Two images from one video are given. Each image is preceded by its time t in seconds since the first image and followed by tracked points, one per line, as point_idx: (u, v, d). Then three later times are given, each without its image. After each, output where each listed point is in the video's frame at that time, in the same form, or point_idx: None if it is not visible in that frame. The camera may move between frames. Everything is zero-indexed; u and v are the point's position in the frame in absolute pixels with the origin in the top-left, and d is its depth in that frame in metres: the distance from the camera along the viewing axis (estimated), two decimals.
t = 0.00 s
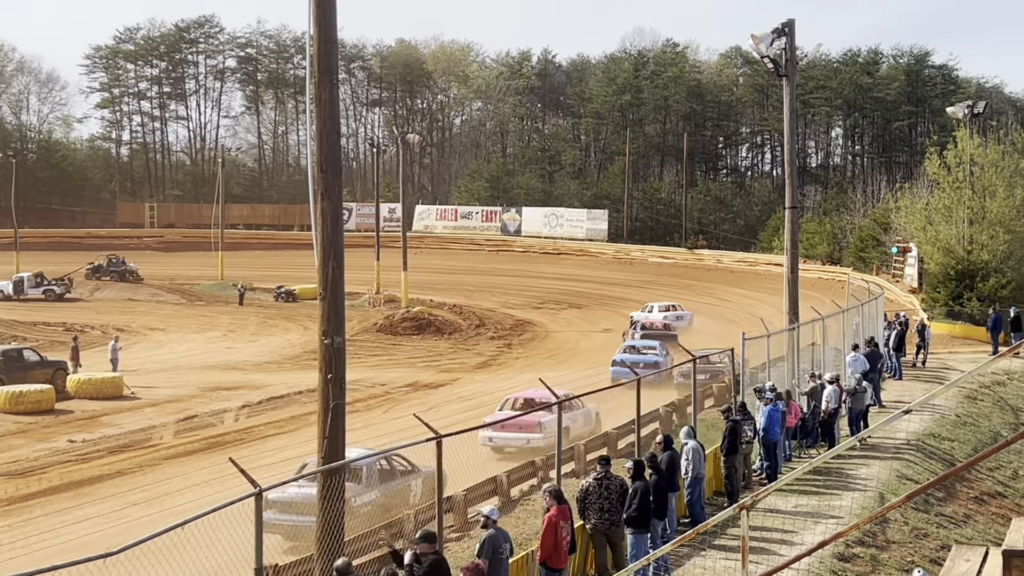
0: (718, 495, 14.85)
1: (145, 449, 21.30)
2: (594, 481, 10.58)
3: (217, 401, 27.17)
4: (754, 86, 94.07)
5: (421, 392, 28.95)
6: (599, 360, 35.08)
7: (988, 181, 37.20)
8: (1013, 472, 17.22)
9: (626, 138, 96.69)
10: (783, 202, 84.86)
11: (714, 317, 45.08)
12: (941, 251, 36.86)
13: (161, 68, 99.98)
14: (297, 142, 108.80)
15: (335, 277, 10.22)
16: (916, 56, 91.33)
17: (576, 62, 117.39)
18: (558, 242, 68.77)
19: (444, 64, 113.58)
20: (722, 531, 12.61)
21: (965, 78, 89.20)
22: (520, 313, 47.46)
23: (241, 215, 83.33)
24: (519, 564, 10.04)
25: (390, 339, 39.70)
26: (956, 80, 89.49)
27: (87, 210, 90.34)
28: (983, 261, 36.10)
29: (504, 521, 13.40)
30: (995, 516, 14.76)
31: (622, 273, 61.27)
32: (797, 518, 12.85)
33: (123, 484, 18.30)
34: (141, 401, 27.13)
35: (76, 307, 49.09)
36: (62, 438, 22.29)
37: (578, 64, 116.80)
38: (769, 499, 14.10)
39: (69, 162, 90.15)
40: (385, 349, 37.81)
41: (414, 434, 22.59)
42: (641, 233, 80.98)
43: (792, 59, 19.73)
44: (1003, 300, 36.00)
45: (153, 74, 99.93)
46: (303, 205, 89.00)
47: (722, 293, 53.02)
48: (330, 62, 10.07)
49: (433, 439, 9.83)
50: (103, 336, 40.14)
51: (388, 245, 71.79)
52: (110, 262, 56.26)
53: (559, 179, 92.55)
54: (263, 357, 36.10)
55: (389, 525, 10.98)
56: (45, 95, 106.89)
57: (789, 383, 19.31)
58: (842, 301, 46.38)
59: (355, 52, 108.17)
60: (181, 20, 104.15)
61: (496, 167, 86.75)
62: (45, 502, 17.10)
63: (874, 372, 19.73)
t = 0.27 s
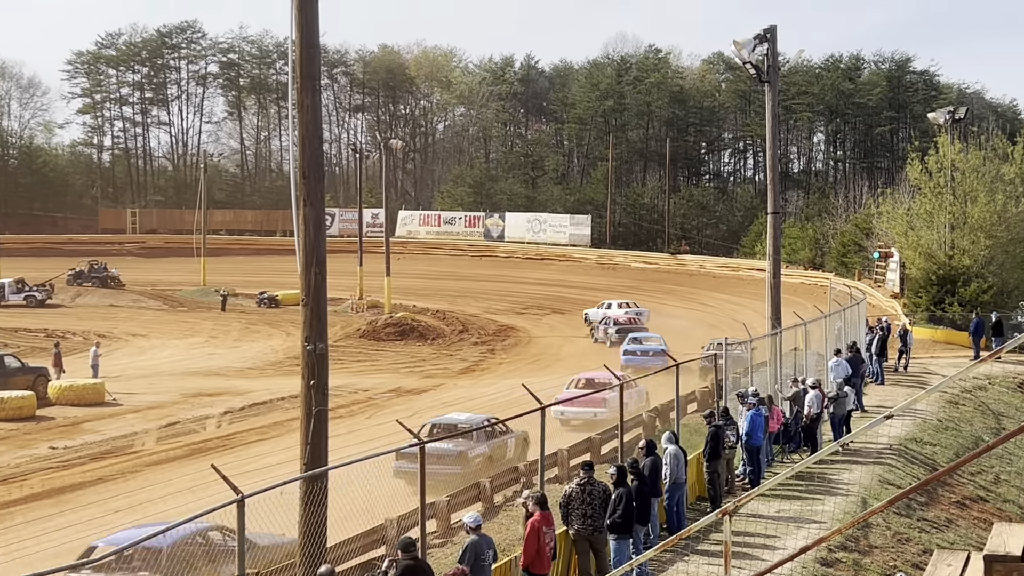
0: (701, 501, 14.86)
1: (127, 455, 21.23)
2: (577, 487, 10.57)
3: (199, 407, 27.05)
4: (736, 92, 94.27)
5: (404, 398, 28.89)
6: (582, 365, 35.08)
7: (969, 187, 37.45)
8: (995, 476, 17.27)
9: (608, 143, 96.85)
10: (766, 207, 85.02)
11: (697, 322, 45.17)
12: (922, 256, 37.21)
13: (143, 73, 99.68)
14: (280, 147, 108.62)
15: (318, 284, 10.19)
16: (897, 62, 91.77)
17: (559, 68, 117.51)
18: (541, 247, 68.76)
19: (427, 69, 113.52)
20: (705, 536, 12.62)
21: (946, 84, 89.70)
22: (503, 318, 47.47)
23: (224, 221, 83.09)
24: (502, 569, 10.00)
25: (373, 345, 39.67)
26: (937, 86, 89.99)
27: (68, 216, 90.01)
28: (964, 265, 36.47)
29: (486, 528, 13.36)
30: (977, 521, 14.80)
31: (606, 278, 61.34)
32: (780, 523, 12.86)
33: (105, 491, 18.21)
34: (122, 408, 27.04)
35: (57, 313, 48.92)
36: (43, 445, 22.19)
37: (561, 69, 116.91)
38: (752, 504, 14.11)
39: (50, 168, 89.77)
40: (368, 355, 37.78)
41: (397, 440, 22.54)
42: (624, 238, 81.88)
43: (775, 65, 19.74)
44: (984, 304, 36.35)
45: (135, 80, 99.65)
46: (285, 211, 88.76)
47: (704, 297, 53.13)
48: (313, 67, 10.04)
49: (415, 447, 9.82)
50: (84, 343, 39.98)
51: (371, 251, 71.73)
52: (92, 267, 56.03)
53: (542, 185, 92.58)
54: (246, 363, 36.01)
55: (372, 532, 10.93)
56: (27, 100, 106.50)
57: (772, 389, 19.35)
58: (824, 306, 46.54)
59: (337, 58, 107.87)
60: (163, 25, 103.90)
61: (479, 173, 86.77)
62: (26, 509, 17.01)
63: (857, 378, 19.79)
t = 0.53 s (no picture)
0: (690, 504, 14.86)
1: (115, 460, 21.18)
2: (565, 490, 10.57)
3: (187, 412, 26.97)
4: (724, 96, 95.14)
5: (393, 402, 28.86)
6: (571, 369, 35.09)
7: (957, 191, 37.46)
8: (982, 479, 17.32)
9: (597, 147, 96.97)
10: (753, 210, 85.24)
11: (686, 325, 45.24)
12: (909, 259, 37.16)
13: (130, 77, 99.55)
14: (268, 151, 108.56)
15: (307, 288, 10.18)
16: (884, 66, 92.12)
17: (547, 72, 117.72)
18: (530, 251, 68.77)
19: (416, 73, 113.57)
20: (694, 540, 12.62)
21: (933, 88, 90.01)
22: (492, 322, 47.49)
23: (211, 224, 82.99)
24: (490, 571, 9.97)
25: (361, 349, 39.64)
26: (925, 90, 90.20)
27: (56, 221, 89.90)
28: (952, 269, 36.38)
29: (475, 531, 13.33)
30: (964, 523, 14.82)
31: (594, 282, 61.41)
32: (768, 526, 12.88)
33: (93, 496, 18.12)
34: (110, 412, 26.96)
35: (44, 318, 48.78)
36: (31, 449, 22.11)
37: (549, 73, 117.13)
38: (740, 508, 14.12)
39: (37, 172, 89.61)
40: (357, 359, 37.76)
41: (386, 444, 22.49)
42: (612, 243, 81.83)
43: (762, 69, 19.78)
44: (972, 308, 36.29)
45: (123, 83, 99.43)
46: (273, 215, 88.70)
47: (693, 302, 53.22)
48: (301, 70, 10.03)
49: (403, 451, 9.78)
50: (72, 347, 39.87)
51: (360, 254, 71.71)
52: (79, 272, 55.88)
53: (530, 189, 92.63)
54: (234, 367, 35.96)
55: (359, 537, 10.92)
56: (14, 104, 106.18)
57: (761, 392, 19.41)
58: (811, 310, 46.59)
59: (326, 61, 107.75)
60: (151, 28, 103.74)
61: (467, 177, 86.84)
62: (14, 514, 16.94)
63: (845, 380, 19.84)
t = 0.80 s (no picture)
0: (684, 506, 14.87)
1: (109, 464, 21.15)
2: (559, 494, 10.58)
3: (181, 416, 26.95)
4: (717, 99, 95.13)
5: (387, 405, 28.85)
6: (564, 372, 35.12)
7: (950, 194, 37.50)
8: (976, 482, 17.34)
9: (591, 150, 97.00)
10: (747, 213, 85.23)
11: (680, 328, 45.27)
12: (903, 262, 37.22)
13: (124, 81, 99.41)
14: (262, 154, 108.59)
15: (300, 292, 10.18)
16: (877, 69, 92.24)
17: (541, 75, 117.76)
18: (524, 254, 68.79)
19: (410, 76, 113.44)
20: (688, 543, 12.65)
21: (927, 91, 90.12)
22: (486, 325, 47.50)
23: (205, 228, 82.87)
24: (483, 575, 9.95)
25: (355, 352, 39.62)
26: (918, 93, 90.23)
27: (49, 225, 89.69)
28: (946, 272, 36.47)
29: (470, 534, 13.31)
30: (958, 526, 14.84)
31: (588, 285, 61.44)
32: (762, 529, 12.90)
33: (85, 500, 18.10)
34: (103, 416, 26.92)
35: (38, 321, 48.72)
36: (24, 453, 22.07)
37: (543, 76, 117.14)
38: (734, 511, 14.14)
39: (31, 176, 89.43)
40: (351, 362, 37.75)
41: (380, 447, 22.48)
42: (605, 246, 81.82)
43: (756, 72, 19.82)
44: (965, 312, 36.36)
45: (116, 87, 99.31)
46: (267, 218, 88.59)
47: (687, 305, 53.25)
48: (295, 74, 10.04)
49: (396, 455, 9.79)
50: (65, 351, 39.82)
51: (353, 258, 71.67)
52: (73, 275, 55.85)
53: (524, 192, 92.63)
54: (228, 371, 35.93)
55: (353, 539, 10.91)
56: (7, 107, 106.06)
57: (755, 395, 19.43)
58: (805, 314, 46.63)
59: (319, 65, 107.34)
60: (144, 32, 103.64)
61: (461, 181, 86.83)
62: (7, 518, 16.92)
63: (839, 383, 19.85)
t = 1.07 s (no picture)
0: (684, 509, 14.87)
1: (109, 466, 21.14)
2: (558, 496, 10.58)
3: (181, 418, 26.95)
4: (717, 102, 95.10)
5: (387, 407, 28.87)
6: (565, 374, 35.17)
7: (950, 197, 37.56)
8: (975, 484, 17.34)
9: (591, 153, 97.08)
10: (748, 216, 85.23)
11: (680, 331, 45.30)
12: (903, 264, 37.41)
13: (124, 83, 99.38)
14: (261, 156, 108.71)
15: (300, 294, 10.17)
16: (877, 71, 92.38)
17: (540, 77, 117.97)
18: (524, 257, 68.82)
19: (409, 79, 113.55)
20: (688, 546, 12.64)
21: (926, 93, 90.24)
22: (485, 327, 47.51)
23: (206, 230, 82.84)
24: None
25: (355, 355, 39.63)
26: (918, 95, 90.32)
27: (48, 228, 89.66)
28: (945, 275, 36.65)
29: (470, 537, 13.30)
30: (958, 528, 14.84)
31: (587, 287, 61.49)
32: (761, 532, 12.90)
33: (85, 502, 18.10)
34: (103, 418, 26.89)
35: (38, 324, 48.71)
36: (25, 455, 22.06)
37: (543, 79, 117.30)
38: (734, 513, 14.14)
39: (31, 178, 89.38)
40: (351, 364, 37.76)
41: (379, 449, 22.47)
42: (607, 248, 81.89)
43: (756, 75, 19.87)
44: (965, 314, 36.48)
45: (116, 89, 99.29)
46: (267, 221, 88.57)
47: (687, 307, 53.28)
48: (295, 76, 10.04)
49: (396, 457, 9.77)
50: (65, 354, 39.81)
51: (353, 260, 71.73)
52: (73, 277, 55.87)
53: (524, 195, 92.68)
54: (228, 373, 35.93)
55: (353, 542, 10.89)
56: (7, 110, 106.00)
57: (755, 398, 19.44)
58: (805, 317, 46.65)
59: (320, 67, 106.66)
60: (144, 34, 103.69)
61: (461, 183, 86.86)
62: (8, 520, 16.88)
63: (839, 386, 19.86)
